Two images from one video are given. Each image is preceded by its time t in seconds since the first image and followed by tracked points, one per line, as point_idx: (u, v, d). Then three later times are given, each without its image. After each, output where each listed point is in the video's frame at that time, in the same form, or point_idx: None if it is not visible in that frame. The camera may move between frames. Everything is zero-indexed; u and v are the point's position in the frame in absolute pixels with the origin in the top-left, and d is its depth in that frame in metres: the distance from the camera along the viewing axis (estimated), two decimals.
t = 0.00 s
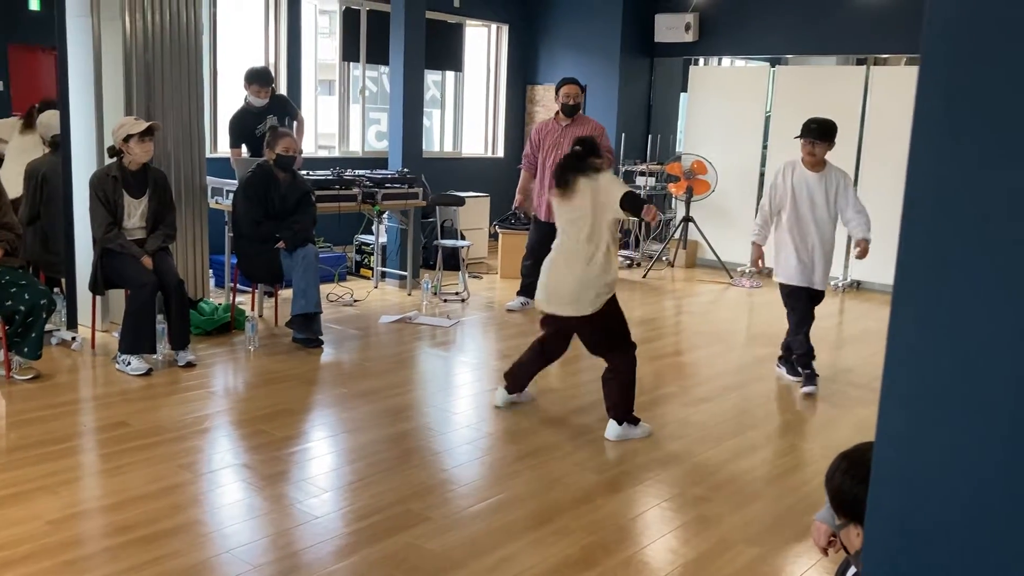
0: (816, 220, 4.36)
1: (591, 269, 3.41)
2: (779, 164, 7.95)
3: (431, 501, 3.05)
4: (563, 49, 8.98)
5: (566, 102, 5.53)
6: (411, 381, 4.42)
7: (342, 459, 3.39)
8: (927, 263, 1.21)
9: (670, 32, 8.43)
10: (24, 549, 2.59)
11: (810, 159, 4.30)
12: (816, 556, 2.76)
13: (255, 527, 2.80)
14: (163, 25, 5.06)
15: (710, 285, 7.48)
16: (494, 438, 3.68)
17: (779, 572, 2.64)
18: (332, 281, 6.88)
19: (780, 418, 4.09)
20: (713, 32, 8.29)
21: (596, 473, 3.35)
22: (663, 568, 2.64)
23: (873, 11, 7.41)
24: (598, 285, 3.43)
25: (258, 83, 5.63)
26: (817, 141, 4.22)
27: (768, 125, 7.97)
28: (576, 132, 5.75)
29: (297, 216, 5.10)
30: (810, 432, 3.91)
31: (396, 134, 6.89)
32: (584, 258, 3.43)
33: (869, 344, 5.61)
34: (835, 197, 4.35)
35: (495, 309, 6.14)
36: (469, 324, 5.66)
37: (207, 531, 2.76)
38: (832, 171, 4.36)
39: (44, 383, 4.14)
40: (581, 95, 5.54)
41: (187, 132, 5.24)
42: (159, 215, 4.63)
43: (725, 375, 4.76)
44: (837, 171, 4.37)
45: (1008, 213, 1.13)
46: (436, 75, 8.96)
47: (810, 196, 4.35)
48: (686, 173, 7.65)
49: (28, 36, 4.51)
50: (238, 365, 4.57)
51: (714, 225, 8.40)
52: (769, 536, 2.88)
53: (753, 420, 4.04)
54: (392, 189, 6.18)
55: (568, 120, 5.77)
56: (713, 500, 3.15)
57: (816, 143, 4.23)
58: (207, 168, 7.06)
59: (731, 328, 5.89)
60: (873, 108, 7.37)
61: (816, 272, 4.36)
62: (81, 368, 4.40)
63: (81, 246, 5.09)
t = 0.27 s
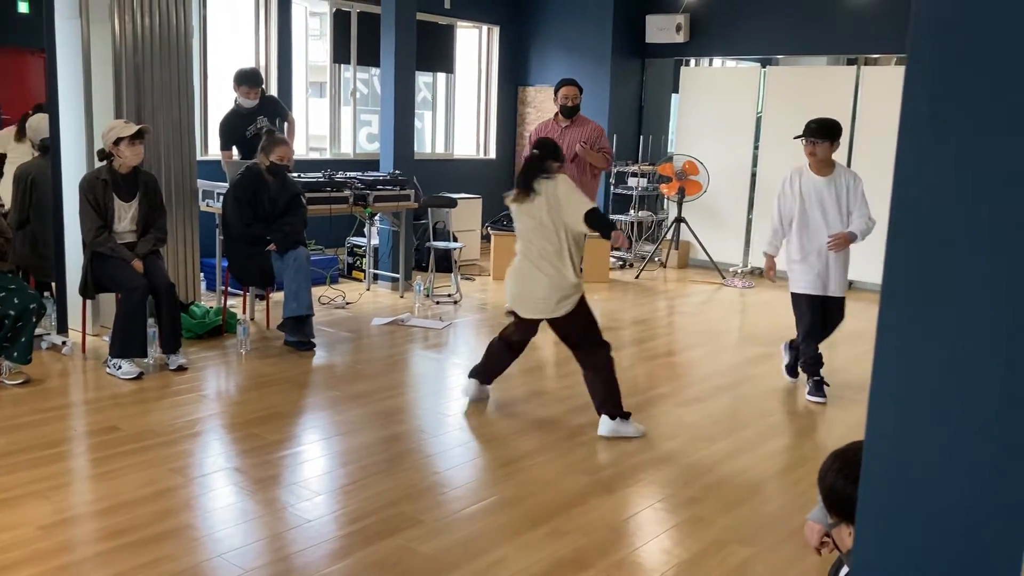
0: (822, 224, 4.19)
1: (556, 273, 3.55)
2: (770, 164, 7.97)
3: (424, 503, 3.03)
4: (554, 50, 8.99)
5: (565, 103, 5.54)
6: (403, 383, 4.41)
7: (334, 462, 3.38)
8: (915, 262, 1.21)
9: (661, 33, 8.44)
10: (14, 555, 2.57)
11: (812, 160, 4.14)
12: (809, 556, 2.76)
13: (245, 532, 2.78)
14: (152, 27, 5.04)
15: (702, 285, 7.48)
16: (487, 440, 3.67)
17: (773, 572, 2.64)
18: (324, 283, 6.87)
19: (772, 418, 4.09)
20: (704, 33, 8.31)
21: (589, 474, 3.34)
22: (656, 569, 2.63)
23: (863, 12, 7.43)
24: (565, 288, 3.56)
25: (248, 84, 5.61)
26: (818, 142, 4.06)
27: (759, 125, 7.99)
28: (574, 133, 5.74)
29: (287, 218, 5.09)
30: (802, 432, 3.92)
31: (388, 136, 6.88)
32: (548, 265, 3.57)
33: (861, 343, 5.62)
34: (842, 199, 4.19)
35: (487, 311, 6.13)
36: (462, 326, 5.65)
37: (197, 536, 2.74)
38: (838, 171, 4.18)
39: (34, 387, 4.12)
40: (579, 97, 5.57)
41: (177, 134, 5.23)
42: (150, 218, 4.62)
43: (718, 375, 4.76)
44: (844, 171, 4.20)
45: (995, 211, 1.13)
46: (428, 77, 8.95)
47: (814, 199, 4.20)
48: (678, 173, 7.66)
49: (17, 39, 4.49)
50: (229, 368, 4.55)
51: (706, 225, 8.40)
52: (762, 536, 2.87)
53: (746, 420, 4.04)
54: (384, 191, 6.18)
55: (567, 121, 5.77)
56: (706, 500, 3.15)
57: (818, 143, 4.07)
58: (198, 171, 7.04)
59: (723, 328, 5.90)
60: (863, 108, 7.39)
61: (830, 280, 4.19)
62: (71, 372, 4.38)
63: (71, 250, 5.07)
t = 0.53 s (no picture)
0: (827, 224, 4.06)
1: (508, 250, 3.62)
2: (763, 164, 7.98)
3: (419, 504, 3.03)
4: (547, 50, 8.98)
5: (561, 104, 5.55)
6: (397, 385, 4.40)
7: (328, 463, 3.38)
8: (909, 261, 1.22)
9: (654, 33, 8.44)
10: (7, 558, 2.56)
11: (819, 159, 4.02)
12: (805, 555, 2.76)
13: (240, 534, 2.78)
14: (144, 29, 5.03)
15: (696, 285, 7.49)
16: (481, 441, 3.67)
17: (769, 572, 2.64)
18: (317, 285, 6.85)
19: (766, 417, 4.09)
20: (696, 33, 8.32)
21: (584, 474, 3.34)
22: (651, 569, 2.63)
23: (855, 12, 7.45)
24: (518, 262, 3.61)
25: (240, 88, 5.58)
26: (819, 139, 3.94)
27: (752, 125, 8.00)
28: (570, 134, 5.75)
29: (280, 220, 5.09)
30: (796, 431, 3.92)
31: (381, 137, 6.87)
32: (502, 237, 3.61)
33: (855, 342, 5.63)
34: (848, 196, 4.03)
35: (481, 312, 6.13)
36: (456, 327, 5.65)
37: (192, 538, 2.73)
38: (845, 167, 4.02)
39: (26, 391, 4.10)
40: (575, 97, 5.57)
41: (170, 136, 5.21)
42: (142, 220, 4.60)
43: (712, 375, 4.76)
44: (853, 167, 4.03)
45: (987, 208, 1.15)
46: (421, 78, 8.94)
47: (819, 198, 4.08)
48: (672, 174, 7.67)
49: (8, 41, 4.47)
50: (223, 370, 4.54)
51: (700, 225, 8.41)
52: (758, 535, 2.88)
53: (740, 420, 4.05)
54: (377, 192, 6.17)
55: (563, 122, 5.78)
56: (701, 500, 3.15)
57: (821, 140, 3.95)
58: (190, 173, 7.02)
59: (717, 328, 5.91)
60: (856, 107, 7.40)
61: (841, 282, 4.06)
62: (64, 375, 4.36)
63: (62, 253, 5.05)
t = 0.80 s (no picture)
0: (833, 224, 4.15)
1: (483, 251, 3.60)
2: (757, 163, 7.99)
3: (414, 505, 3.03)
4: (541, 51, 8.99)
5: (554, 104, 5.61)
6: (392, 385, 4.40)
7: (323, 464, 3.37)
8: (903, 259, 1.22)
9: (648, 33, 8.45)
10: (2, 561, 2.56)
11: (832, 159, 4.11)
12: (799, 553, 2.77)
13: (235, 536, 2.77)
14: (137, 30, 5.02)
15: (690, 285, 7.50)
16: (477, 441, 3.67)
17: (764, 571, 2.64)
18: (312, 286, 6.85)
19: (761, 417, 4.10)
20: (689, 33, 8.33)
21: (579, 474, 3.35)
22: (647, 568, 2.64)
23: (848, 11, 7.47)
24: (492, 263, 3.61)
25: (233, 86, 5.60)
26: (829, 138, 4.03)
27: (746, 125, 8.02)
28: (563, 134, 5.79)
29: (274, 221, 5.08)
30: (791, 430, 3.93)
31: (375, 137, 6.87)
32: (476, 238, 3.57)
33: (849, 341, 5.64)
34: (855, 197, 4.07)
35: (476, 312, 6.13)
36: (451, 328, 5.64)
37: (187, 540, 2.72)
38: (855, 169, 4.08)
39: (20, 392, 4.09)
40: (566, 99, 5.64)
41: (163, 137, 5.20)
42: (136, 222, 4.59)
43: (707, 375, 4.77)
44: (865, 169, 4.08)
45: (982, 206, 1.15)
46: (415, 78, 8.93)
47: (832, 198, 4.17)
48: (666, 174, 7.68)
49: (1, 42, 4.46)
50: (217, 371, 4.53)
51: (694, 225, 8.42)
52: (753, 534, 2.88)
53: (735, 419, 4.05)
54: (371, 193, 6.16)
55: (554, 122, 5.83)
56: (696, 499, 3.16)
57: (831, 140, 4.04)
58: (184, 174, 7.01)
59: (711, 328, 5.91)
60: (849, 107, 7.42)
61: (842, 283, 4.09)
62: (58, 377, 4.35)
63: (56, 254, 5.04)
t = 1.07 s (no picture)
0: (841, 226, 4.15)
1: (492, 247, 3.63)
2: (751, 163, 8.01)
3: (410, 505, 3.03)
4: (535, 50, 8.98)
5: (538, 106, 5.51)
6: (387, 385, 4.40)
7: (318, 464, 3.37)
8: (896, 260, 1.22)
9: (641, 33, 8.43)
10: None
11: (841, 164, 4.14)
12: (794, 552, 2.78)
13: (230, 535, 2.77)
14: (131, 30, 5.01)
15: (684, 284, 7.51)
16: (472, 440, 3.68)
17: (758, 569, 2.65)
18: (306, 286, 6.84)
19: (756, 415, 4.11)
20: (684, 33, 8.34)
21: (574, 473, 3.35)
22: (642, 567, 2.64)
23: (841, 11, 7.48)
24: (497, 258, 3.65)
25: (230, 92, 5.56)
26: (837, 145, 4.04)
27: (740, 124, 8.03)
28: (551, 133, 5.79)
29: (269, 221, 5.08)
30: (785, 429, 3.94)
31: (369, 137, 6.86)
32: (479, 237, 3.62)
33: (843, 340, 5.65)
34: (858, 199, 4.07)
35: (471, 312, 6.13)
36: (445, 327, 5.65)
37: (182, 540, 2.72)
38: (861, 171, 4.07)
39: (14, 393, 4.08)
40: (550, 98, 5.52)
41: (157, 137, 5.19)
42: (130, 222, 4.59)
43: (701, 374, 4.78)
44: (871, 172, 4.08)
45: (973, 209, 1.15)
46: (409, 78, 8.92)
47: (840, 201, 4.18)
48: (660, 173, 7.69)
49: None
50: (212, 372, 4.53)
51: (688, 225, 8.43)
52: (748, 533, 2.89)
53: (729, 418, 4.06)
54: (366, 193, 6.16)
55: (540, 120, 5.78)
56: (691, 498, 3.16)
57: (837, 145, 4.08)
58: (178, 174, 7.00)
59: (706, 327, 5.92)
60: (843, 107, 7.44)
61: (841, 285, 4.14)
62: (52, 378, 4.34)
63: (50, 254, 5.03)
